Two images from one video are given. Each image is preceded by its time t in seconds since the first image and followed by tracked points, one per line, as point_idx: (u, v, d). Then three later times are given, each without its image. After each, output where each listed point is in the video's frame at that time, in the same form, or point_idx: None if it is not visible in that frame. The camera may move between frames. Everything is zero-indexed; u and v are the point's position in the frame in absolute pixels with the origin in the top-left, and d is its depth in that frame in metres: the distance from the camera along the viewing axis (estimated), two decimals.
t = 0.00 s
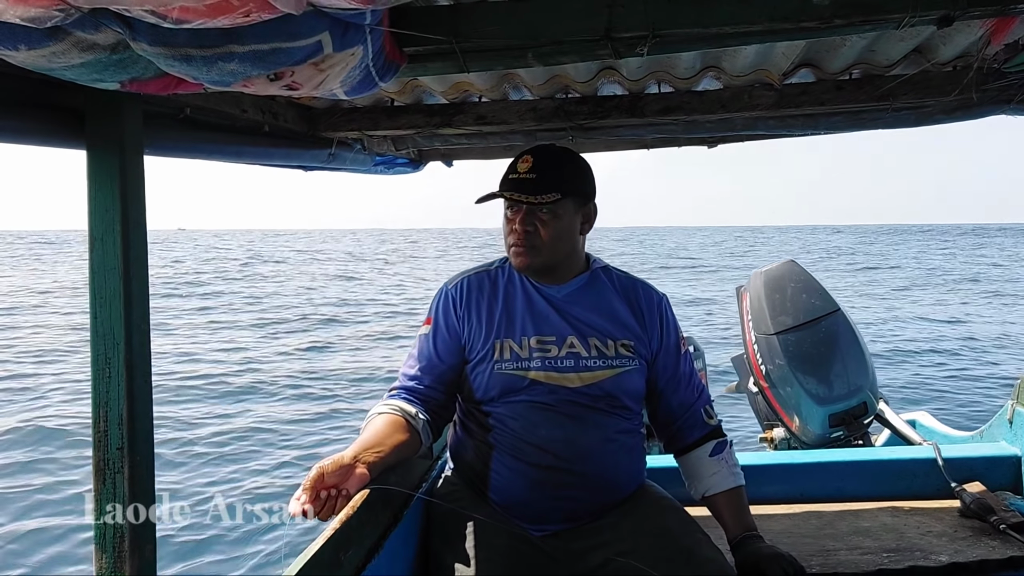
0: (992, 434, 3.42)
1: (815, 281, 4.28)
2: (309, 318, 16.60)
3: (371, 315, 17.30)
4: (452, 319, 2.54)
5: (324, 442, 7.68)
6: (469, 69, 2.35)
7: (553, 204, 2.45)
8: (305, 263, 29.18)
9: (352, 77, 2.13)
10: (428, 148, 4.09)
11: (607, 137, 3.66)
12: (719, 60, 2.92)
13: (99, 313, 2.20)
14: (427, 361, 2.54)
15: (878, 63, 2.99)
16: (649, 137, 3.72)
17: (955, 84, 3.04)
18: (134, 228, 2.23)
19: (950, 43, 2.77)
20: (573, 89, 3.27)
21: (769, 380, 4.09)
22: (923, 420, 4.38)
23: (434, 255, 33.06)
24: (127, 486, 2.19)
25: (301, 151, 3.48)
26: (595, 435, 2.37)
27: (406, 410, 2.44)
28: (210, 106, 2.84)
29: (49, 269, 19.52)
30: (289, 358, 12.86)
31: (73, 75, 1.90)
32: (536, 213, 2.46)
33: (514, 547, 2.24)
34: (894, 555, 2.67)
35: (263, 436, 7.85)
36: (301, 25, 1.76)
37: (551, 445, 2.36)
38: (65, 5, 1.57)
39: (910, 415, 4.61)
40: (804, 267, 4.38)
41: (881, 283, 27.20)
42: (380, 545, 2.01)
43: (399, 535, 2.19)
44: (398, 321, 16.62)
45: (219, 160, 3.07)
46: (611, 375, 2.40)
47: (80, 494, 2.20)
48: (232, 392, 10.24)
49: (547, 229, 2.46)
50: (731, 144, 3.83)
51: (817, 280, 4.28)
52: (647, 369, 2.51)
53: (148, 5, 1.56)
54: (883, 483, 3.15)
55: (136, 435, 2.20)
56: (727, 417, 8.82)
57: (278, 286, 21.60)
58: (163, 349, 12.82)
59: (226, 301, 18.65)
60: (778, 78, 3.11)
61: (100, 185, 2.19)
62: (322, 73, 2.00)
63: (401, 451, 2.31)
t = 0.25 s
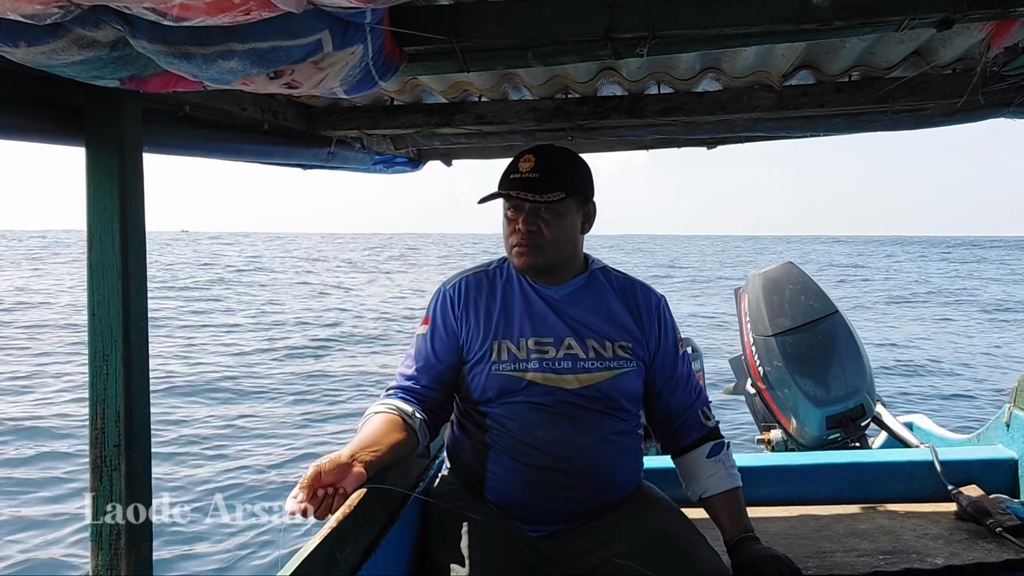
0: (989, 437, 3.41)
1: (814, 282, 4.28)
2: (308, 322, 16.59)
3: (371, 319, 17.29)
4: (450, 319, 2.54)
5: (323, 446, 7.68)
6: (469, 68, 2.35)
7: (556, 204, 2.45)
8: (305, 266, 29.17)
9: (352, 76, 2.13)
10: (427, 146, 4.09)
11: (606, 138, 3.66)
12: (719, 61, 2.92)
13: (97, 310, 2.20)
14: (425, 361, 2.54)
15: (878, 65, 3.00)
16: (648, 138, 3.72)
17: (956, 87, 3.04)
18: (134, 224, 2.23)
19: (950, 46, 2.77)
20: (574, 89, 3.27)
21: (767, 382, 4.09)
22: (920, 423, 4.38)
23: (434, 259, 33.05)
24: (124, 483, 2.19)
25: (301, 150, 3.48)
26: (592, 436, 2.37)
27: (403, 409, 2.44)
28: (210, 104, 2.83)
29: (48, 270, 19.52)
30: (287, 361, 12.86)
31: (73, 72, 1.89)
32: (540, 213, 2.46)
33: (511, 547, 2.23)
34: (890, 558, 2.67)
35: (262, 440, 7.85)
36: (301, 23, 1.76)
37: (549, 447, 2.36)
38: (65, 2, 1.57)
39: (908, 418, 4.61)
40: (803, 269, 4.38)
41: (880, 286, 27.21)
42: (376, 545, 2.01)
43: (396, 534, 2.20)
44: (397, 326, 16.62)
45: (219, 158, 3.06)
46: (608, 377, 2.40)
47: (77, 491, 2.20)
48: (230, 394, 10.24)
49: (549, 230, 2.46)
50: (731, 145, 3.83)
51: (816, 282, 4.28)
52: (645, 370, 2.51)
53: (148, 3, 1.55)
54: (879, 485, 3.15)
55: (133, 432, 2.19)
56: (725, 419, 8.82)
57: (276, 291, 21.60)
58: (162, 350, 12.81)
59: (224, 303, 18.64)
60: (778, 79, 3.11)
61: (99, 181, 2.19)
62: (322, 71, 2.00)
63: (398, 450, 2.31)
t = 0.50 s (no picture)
0: (979, 443, 3.42)
1: (808, 285, 4.28)
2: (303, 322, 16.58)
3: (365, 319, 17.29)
4: (443, 318, 2.54)
5: (316, 445, 7.67)
6: (467, 66, 2.35)
7: (557, 203, 2.46)
8: (301, 266, 29.15)
9: (349, 73, 2.13)
10: (423, 143, 4.08)
11: (603, 138, 3.66)
12: (716, 63, 2.92)
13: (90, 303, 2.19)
14: (418, 359, 2.53)
15: (876, 70, 3.00)
16: (645, 139, 3.72)
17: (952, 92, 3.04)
18: (128, 217, 2.23)
19: (946, 52, 2.78)
20: (571, 89, 3.27)
21: (760, 384, 4.09)
22: (911, 427, 4.39)
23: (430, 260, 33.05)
24: (114, 477, 2.18)
25: (297, 145, 3.47)
26: (584, 436, 2.37)
27: (395, 407, 2.44)
28: (207, 98, 2.82)
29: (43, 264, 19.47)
30: (281, 359, 12.84)
31: (70, 64, 1.89)
32: (540, 212, 2.46)
33: (501, 545, 2.24)
34: (880, 561, 2.68)
35: (255, 437, 7.85)
36: (299, 17, 1.76)
37: (541, 447, 2.36)
38: None
39: (899, 421, 4.62)
40: (797, 272, 4.38)
41: (875, 290, 27.27)
42: (367, 542, 2.01)
43: (387, 532, 2.20)
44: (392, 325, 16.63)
45: (215, 152, 3.05)
46: (602, 377, 2.40)
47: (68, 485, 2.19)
48: (224, 391, 10.23)
49: (550, 229, 2.46)
50: (727, 147, 3.83)
51: (811, 285, 4.29)
52: (638, 372, 2.51)
53: None
54: (870, 489, 3.16)
55: (125, 424, 2.19)
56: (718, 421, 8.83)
57: (272, 289, 21.58)
58: (157, 349, 12.79)
59: (219, 300, 18.61)
60: (776, 81, 3.11)
61: (93, 173, 2.19)
62: (319, 67, 2.00)
63: (390, 447, 2.31)
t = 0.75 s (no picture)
0: (971, 447, 3.43)
1: (803, 288, 4.29)
2: (299, 320, 16.55)
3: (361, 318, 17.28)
4: (438, 316, 2.54)
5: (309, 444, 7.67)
6: (465, 64, 2.34)
7: (546, 201, 2.45)
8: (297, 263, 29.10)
9: (347, 69, 2.12)
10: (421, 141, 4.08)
11: (600, 137, 3.66)
12: (714, 64, 2.92)
13: (84, 297, 2.18)
14: (411, 357, 2.53)
15: (873, 74, 3.00)
16: (642, 140, 3.71)
17: (948, 98, 3.05)
18: (123, 211, 2.22)
19: (944, 57, 2.78)
20: (569, 88, 3.27)
21: (753, 386, 4.10)
22: (903, 431, 4.40)
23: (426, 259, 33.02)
24: (106, 470, 2.17)
25: (294, 140, 3.46)
26: (577, 436, 2.37)
27: (389, 404, 2.44)
28: (204, 91, 2.82)
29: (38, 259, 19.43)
30: (277, 357, 12.83)
31: (66, 56, 1.88)
32: (530, 211, 2.45)
33: (494, 544, 2.24)
34: (870, 564, 2.68)
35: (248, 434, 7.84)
36: (298, 13, 1.75)
37: (534, 446, 2.37)
38: None
39: (892, 425, 4.63)
40: (792, 275, 4.39)
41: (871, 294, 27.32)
42: (358, 539, 2.00)
43: (378, 529, 2.19)
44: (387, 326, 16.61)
45: (212, 146, 3.04)
46: (595, 377, 2.40)
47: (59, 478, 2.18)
48: (219, 389, 10.22)
49: (540, 228, 2.46)
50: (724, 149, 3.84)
51: (805, 287, 4.29)
52: (631, 372, 2.52)
53: None
54: (861, 492, 3.16)
55: (117, 417, 2.18)
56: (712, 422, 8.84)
57: (268, 289, 21.55)
58: (151, 346, 12.77)
59: (215, 298, 18.58)
60: (774, 84, 3.11)
61: (89, 165, 2.18)
62: (317, 62, 1.99)
63: (382, 444, 2.31)
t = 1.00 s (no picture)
0: (966, 456, 3.43)
1: (800, 294, 4.29)
2: (296, 318, 16.54)
3: (358, 315, 17.26)
4: (435, 316, 2.54)
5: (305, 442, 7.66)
6: (465, 65, 2.34)
7: (541, 204, 2.45)
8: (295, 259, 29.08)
9: (348, 67, 2.12)
10: (421, 141, 4.08)
11: (599, 141, 3.66)
12: (715, 69, 2.93)
13: (81, 291, 2.18)
14: (408, 356, 2.53)
15: (873, 81, 3.00)
16: (642, 143, 3.72)
17: (949, 107, 3.06)
18: (122, 206, 2.22)
19: (944, 66, 2.79)
20: (569, 91, 3.27)
21: (749, 392, 4.10)
22: (898, 439, 4.41)
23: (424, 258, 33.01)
24: (100, 466, 2.17)
25: (294, 138, 3.47)
26: (573, 438, 2.37)
27: (384, 403, 2.43)
28: (204, 88, 2.81)
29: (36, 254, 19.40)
30: (273, 354, 12.82)
31: (67, 50, 1.88)
32: (525, 213, 2.45)
33: (488, 546, 2.24)
34: (864, 572, 2.68)
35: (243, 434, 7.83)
36: (299, 11, 1.76)
37: (528, 448, 2.36)
38: None
39: (887, 433, 4.64)
40: (789, 281, 4.39)
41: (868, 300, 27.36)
42: (351, 539, 2.00)
43: (373, 529, 2.19)
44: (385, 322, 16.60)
45: (211, 142, 3.04)
46: (590, 380, 2.40)
47: (54, 473, 2.18)
48: (215, 386, 10.21)
49: (535, 230, 2.46)
50: (724, 154, 3.84)
51: (803, 294, 4.29)
52: (627, 375, 2.51)
53: None
54: (855, 499, 3.16)
55: (112, 414, 2.18)
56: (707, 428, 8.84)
57: (266, 285, 21.54)
58: (147, 342, 12.74)
59: (212, 294, 18.56)
60: (773, 90, 3.11)
61: (88, 160, 2.18)
62: (318, 61, 1.99)
63: (377, 445, 2.31)
